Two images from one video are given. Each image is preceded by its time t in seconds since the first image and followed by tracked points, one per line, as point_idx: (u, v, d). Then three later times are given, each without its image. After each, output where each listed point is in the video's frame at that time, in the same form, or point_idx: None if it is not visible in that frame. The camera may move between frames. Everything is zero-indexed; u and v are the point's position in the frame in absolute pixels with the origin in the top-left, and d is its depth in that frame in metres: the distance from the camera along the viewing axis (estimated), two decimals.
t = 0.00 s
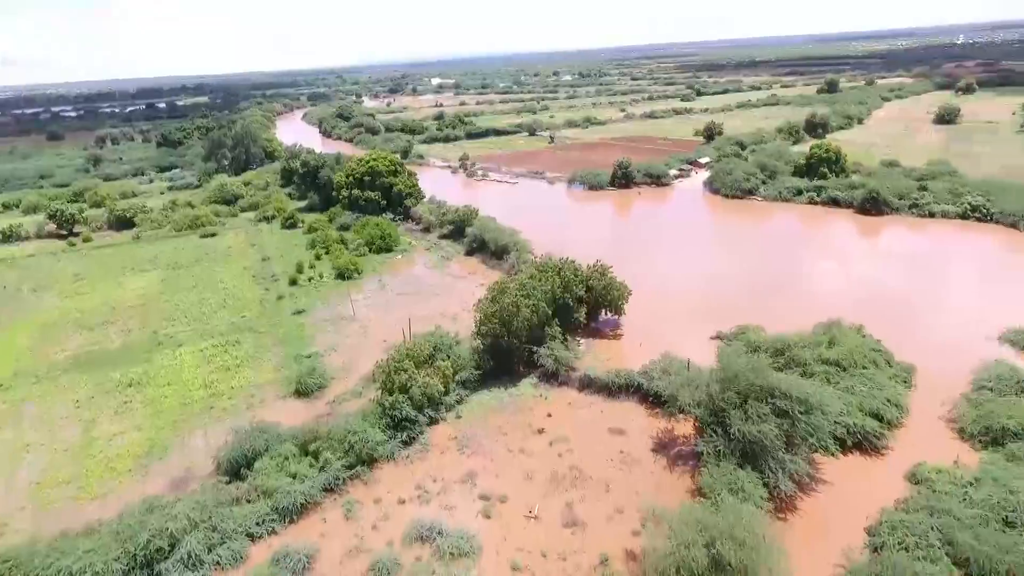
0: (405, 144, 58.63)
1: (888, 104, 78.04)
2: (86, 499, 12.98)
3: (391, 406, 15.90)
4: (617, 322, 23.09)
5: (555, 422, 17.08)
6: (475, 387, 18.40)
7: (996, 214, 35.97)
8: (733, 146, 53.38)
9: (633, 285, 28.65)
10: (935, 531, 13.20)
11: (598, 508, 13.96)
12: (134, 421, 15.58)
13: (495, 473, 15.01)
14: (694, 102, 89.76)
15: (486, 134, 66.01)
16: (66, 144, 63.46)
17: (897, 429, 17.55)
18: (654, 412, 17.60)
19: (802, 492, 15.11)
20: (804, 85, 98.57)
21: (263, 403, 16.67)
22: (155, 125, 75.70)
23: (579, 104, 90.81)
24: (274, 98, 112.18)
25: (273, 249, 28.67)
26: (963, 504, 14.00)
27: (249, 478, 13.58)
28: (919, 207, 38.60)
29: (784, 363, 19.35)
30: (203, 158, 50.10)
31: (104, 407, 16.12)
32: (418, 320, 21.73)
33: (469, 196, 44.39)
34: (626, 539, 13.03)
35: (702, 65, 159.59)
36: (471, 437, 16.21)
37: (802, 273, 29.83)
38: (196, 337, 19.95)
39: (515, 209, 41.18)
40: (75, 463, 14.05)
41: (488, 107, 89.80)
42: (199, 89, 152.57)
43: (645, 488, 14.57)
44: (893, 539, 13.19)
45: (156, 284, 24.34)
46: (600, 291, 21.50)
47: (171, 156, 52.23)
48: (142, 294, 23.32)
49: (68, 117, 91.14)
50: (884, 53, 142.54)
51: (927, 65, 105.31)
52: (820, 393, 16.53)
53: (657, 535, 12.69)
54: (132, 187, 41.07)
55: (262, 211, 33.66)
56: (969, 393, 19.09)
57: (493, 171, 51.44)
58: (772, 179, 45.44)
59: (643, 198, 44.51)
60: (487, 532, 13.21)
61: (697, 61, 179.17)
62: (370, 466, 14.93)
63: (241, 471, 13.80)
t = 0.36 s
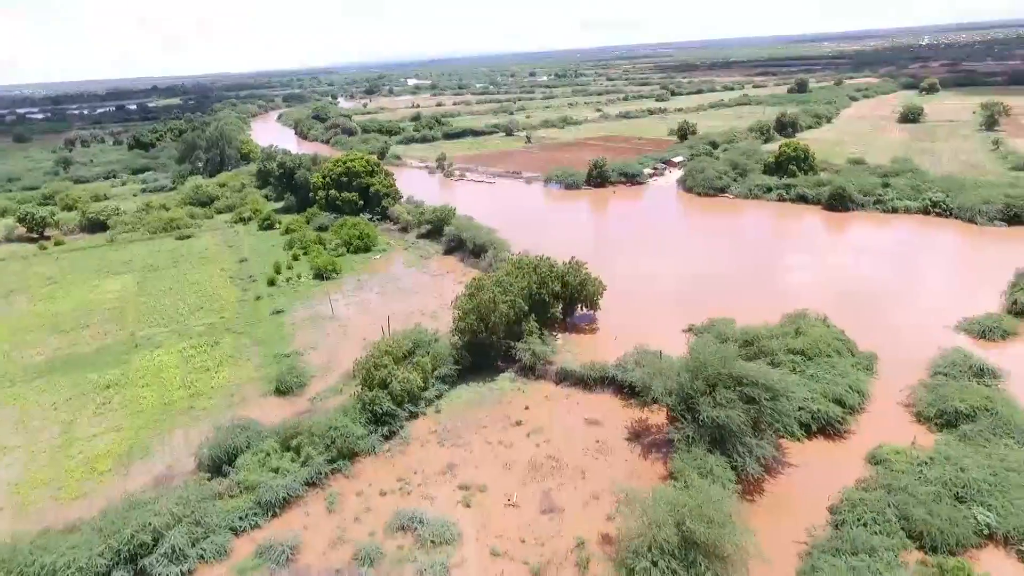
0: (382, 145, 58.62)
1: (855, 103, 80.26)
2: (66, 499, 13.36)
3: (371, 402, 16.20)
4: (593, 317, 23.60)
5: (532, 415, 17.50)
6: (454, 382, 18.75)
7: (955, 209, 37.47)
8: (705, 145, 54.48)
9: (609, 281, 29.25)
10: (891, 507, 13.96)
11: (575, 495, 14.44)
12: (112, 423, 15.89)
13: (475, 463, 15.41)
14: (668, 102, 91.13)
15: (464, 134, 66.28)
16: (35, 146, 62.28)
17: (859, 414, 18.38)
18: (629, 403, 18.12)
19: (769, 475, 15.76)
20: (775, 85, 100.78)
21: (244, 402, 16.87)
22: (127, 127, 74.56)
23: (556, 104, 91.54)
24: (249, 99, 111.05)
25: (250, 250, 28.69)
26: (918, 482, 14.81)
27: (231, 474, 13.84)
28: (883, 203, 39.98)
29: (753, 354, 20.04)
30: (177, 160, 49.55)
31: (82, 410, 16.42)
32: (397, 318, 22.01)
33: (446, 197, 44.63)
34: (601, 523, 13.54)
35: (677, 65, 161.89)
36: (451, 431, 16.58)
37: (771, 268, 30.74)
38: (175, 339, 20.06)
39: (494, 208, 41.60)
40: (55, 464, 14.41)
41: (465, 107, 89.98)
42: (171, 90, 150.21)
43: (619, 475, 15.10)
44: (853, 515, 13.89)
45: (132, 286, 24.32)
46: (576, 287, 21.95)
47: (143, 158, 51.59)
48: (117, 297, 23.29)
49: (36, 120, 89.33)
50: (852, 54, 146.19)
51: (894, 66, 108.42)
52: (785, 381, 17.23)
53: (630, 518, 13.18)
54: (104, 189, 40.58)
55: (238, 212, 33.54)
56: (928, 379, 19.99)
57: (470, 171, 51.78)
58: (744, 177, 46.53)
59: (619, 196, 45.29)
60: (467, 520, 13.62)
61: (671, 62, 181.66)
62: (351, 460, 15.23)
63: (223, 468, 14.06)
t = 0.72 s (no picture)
0: (367, 145, 58.66)
1: (833, 103, 81.79)
2: (54, 497, 13.48)
3: (358, 398, 16.49)
4: (576, 313, 24.01)
5: (517, 408, 17.86)
6: (440, 377, 19.06)
7: (928, 206, 38.53)
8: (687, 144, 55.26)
9: (592, 279, 29.80)
10: (861, 491, 14.55)
11: (558, 485, 14.84)
12: (100, 422, 16.01)
13: (461, 456, 15.74)
14: (652, 102, 92.08)
15: (448, 134, 66.49)
16: (12, 148, 61.41)
17: (833, 404, 18.99)
18: (611, 395, 18.55)
19: (746, 462, 16.30)
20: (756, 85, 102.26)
21: (232, 399, 17.06)
22: (108, 128, 73.73)
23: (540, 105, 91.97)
24: (231, 100, 110.30)
25: (235, 250, 28.74)
26: (887, 466, 15.44)
27: (220, 470, 14.07)
28: (860, 201, 40.97)
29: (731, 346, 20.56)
30: (160, 161, 49.21)
31: (69, 410, 16.50)
32: (383, 316, 22.26)
33: (431, 197, 44.85)
34: (584, 511, 13.95)
35: (660, 66, 163.34)
36: (436, 425, 16.90)
37: (750, 265, 31.49)
38: (161, 339, 20.17)
39: (479, 207, 41.97)
40: (43, 463, 14.51)
41: (450, 108, 90.14)
42: (152, 91, 148.50)
43: (602, 464, 15.52)
44: (825, 499, 14.45)
45: (116, 286, 24.32)
46: (560, 284, 22.33)
47: (125, 159, 51.16)
48: (102, 297, 23.28)
49: (13, 121, 87.91)
50: (831, 54, 148.71)
51: (871, 66, 110.46)
52: (761, 372, 17.79)
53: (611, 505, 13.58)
54: (85, 191, 40.27)
55: (223, 213, 33.52)
56: (899, 369, 20.71)
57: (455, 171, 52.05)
58: (725, 176, 47.33)
59: (603, 195, 45.87)
60: (453, 510, 13.95)
61: (655, 63, 183.24)
62: (339, 454, 15.51)
63: (212, 463, 14.29)
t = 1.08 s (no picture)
0: (351, 146, 58.68)
1: (811, 103, 83.35)
2: (43, 495, 13.63)
3: (344, 394, 16.79)
4: (559, 310, 24.47)
5: (501, 402, 18.27)
6: (425, 373, 19.42)
7: (900, 203, 39.64)
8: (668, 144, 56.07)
9: (575, 278, 30.34)
10: (831, 475, 15.24)
11: (542, 474, 15.29)
12: (88, 421, 16.15)
13: (446, 449, 16.12)
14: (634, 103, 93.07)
15: (432, 135, 66.68)
16: None
17: (806, 393, 19.68)
18: (593, 388, 19.05)
19: (723, 451, 16.91)
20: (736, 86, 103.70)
21: (219, 397, 17.27)
22: (86, 129, 72.83)
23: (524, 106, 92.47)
24: (213, 101, 109.43)
25: (220, 251, 28.81)
26: (857, 452, 16.14)
27: (209, 465, 14.33)
28: (835, 199, 42.00)
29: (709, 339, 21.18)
30: (141, 163, 48.85)
31: (55, 410, 16.60)
32: (368, 314, 22.54)
33: (415, 197, 45.13)
34: (566, 499, 14.42)
35: (642, 66, 164.72)
36: (422, 419, 17.25)
37: (728, 263, 32.26)
38: (146, 339, 20.27)
39: (464, 207, 42.37)
40: (30, 462, 14.63)
41: (434, 108, 90.29)
42: (130, 92, 146.57)
43: (584, 454, 15.98)
44: (797, 483, 15.08)
45: (100, 288, 24.31)
46: (543, 281, 22.75)
47: (105, 161, 50.71)
48: (85, 299, 23.29)
49: None
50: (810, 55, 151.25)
51: (849, 67, 112.59)
52: (737, 363, 18.41)
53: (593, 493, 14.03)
54: (66, 193, 39.95)
55: (207, 215, 33.49)
56: (870, 360, 21.46)
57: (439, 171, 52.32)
58: (705, 175, 48.16)
59: (586, 194, 46.49)
60: (439, 501, 14.34)
61: (638, 63, 184.76)
62: (327, 449, 15.80)
63: (200, 459, 14.53)
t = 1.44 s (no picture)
0: (335, 147, 58.68)
1: (791, 103, 84.82)
2: (32, 493, 13.77)
3: (331, 390, 17.09)
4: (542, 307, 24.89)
5: (486, 397, 18.66)
6: (411, 370, 19.74)
7: (875, 201, 40.71)
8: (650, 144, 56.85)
9: (558, 276, 30.79)
10: (803, 460, 15.90)
11: (526, 465, 15.71)
12: (75, 420, 16.27)
13: (432, 442, 16.49)
14: (617, 103, 94.02)
15: (416, 135, 66.86)
16: None
17: (782, 383, 20.33)
18: (576, 382, 19.50)
19: (700, 439, 17.47)
20: (718, 87, 105.09)
21: (206, 396, 17.45)
22: (65, 131, 71.94)
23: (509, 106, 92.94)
24: (195, 102, 108.56)
25: (204, 252, 28.84)
26: (828, 438, 16.81)
27: (198, 461, 14.57)
28: (812, 197, 42.98)
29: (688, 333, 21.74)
30: (123, 165, 48.50)
31: (41, 410, 16.68)
32: (354, 313, 22.80)
33: (400, 198, 45.38)
34: (550, 488, 14.86)
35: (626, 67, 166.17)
36: (408, 415, 17.58)
37: (707, 260, 32.91)
38: (131, 339, 20.36)
39: (447, 207, 42.64)
40: (17, 461, 14.74)
41: (419, 109, 90.40)
42: (109, 93, 144.75)
43: (567, 445, 16.43)
44: (770, 469, 15.69)
45: (83, 290, 24.29)
46: (527, 277, 23.14)
47: (85, 163, 50.28)
48: (69, 300, 23.29)
49: None
50: (791, 56, 153.77)
51: (827, 68, 114.66)
52: (713, 355, 18.99)
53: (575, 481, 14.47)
54: (47, 196, 39.63)
55: (190, 216, 33.43)
56: (843, 351, 22.21)
57: (424, 172, 52.57)
58: (686, 174, 48.94)
59: (569, 194, 47.03)
60: (426, 492, 14.70)
61: (621, 64, 186.41)
62: (314, 445, 16.08)
63: (188, 456, 14.76)
